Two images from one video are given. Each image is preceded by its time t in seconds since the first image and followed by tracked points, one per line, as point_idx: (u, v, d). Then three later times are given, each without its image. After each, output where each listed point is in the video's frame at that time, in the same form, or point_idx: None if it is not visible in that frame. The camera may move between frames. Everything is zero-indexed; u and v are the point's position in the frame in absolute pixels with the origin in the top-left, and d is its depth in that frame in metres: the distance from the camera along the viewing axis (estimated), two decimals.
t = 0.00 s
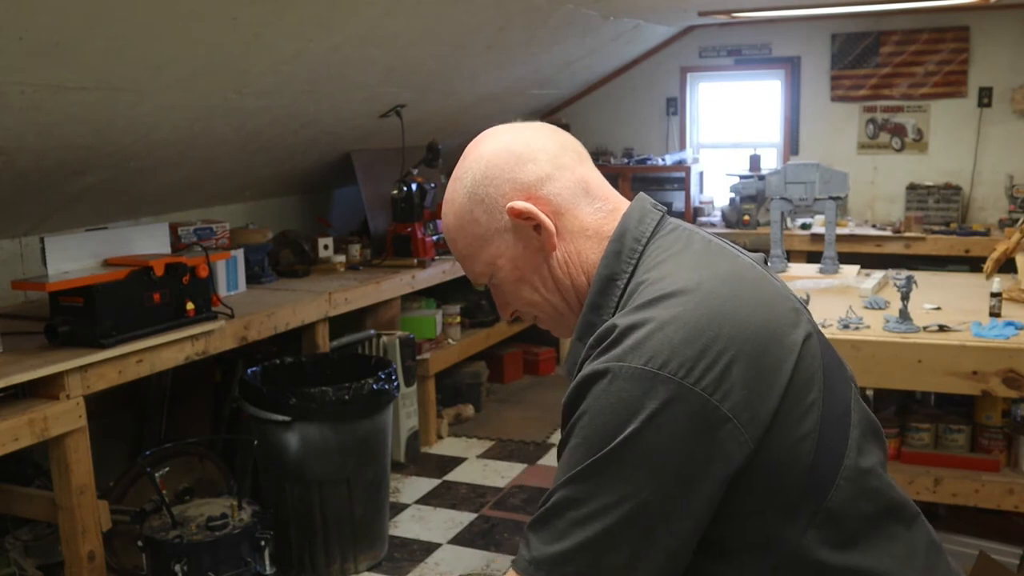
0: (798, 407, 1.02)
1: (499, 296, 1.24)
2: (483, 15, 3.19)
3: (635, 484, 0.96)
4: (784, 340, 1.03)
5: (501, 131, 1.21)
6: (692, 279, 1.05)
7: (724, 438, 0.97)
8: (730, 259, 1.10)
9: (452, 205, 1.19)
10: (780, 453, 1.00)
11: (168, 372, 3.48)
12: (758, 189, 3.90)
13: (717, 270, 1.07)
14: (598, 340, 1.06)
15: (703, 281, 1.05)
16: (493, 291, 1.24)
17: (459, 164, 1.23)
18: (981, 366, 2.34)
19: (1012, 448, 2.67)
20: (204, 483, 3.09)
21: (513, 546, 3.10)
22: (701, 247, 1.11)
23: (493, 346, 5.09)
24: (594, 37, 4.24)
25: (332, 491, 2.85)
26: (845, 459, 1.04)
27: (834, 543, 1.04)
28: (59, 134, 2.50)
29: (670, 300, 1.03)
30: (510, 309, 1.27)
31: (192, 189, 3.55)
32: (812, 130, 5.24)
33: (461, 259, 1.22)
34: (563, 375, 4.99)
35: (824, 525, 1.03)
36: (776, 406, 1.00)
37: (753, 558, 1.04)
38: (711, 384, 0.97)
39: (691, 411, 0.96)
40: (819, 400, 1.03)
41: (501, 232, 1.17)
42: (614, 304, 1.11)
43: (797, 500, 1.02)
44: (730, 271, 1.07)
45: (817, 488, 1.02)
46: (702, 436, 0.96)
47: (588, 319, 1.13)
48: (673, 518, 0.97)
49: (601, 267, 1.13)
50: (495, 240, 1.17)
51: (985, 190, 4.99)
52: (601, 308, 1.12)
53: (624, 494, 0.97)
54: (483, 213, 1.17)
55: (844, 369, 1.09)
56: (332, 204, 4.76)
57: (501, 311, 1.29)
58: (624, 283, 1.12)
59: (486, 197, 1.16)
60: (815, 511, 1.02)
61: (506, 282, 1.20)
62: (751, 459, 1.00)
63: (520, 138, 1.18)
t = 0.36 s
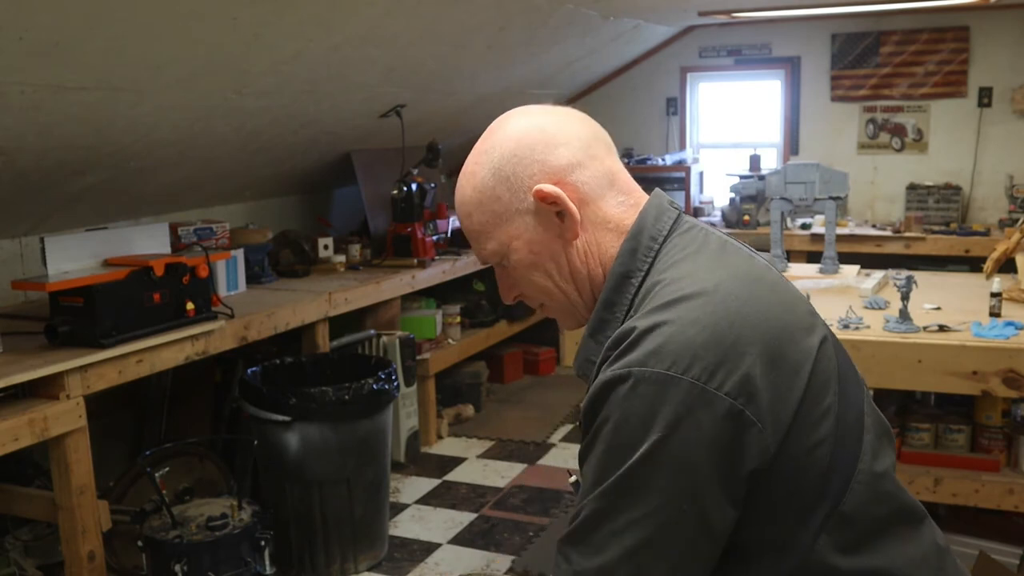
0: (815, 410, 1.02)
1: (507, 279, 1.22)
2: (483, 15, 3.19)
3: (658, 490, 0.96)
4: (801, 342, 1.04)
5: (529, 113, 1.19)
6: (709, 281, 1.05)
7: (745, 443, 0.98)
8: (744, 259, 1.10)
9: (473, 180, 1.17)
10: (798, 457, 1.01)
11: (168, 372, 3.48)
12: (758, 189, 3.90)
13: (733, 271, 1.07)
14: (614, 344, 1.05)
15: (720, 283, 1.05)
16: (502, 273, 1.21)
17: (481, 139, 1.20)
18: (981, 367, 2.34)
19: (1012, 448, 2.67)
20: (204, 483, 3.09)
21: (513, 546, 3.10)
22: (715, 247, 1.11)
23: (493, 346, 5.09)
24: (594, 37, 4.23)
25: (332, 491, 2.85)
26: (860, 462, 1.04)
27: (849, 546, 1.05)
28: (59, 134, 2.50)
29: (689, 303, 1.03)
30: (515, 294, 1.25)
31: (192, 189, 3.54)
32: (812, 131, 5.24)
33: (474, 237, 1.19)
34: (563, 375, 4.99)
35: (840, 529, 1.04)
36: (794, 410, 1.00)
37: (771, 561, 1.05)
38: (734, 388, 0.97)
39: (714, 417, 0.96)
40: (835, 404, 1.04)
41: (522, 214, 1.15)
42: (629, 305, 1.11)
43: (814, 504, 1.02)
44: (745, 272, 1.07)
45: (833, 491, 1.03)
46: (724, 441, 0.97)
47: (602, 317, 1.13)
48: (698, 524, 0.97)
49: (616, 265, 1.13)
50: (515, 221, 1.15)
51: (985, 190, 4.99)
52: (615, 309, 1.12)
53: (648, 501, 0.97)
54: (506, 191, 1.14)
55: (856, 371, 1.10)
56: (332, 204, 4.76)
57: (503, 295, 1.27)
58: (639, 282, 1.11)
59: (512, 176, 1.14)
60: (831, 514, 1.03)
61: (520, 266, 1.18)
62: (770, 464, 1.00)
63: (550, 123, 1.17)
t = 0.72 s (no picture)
0: (841, 390, 1.04)
1: (537, 249, 1.21)
2: (483, 15, 3.19)
3: (700, 458, 0.95)
4: (827, 319, 1.06)
5: (561, 81, 1.18)
6: (739, 256, 1.07)
7: (777, 413, 0.99)
8: (767, 242, 1.13)
9: (508, 148, 1.15)
10: (824, 435, 1.02)
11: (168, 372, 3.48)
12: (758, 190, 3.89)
13: (760, 250, 1.09)
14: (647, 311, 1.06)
15: (750, 258, 1.06)
16: (534, 244, 1.20)
17: (514, 107, 1.18)
18: (981, 367, 2.34)
19: (1012, 448, 2.67)
20: (204, 483, 3.09)
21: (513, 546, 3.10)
22: (741, 229, 1.14)
23: (493, 346, 5.09)
24: (594, 36, 4.23)
25: (332, 491, 2.85)
26: (877, 452, 1.07)
27: (863, 535, 1.07)
28: (60, 134, 2.50)
29: (723, 273, 1.04)
30: (544, 266, 1.24)
31: (191, 189, 3.55)
32: (812, 131, 5.24)
33: (506, 207, 1.18)
34: (563, 375, 4.99)
35: (855, 519, 1.06)
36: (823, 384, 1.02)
37: (783, 543, 1.06)
38: (770, 356, 0.98)
39: (753, 383, 0.97)
40: (859, 388, 1.06)
41: (558, 184, 1.14)
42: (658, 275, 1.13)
43: (831, 485, 1.04)
44: (772, 252, 1.09)
45: (851, 477, 1.05)
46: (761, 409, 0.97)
47: (629, 286, 1.14)
48: (732, 496, 0.96)
49: (648, 236, 1.15)
50: (551, 191, 1.14)
51: (985, 190, 4.99)
52: (643, 279, 1.14)
53: (688, 467, 0.95)
54: (542, 161, 1.13)
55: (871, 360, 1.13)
56: (332, 204, 4.76)
57: (530, 267, 1.26)
58: (670, 252, 1.14)
59: (549, 145, 1.13)
60: (843, 506, 1.05)
61: (553, 237, 1.17)
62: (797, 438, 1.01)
63: (585, 91, 1.16)
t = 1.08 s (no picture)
0: (874, 371, 1.06)
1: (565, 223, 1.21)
2: (484, 14, 3.18)
3: (779, 449, 0.95)
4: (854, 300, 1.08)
5: (604, 59, 1.19)
6: (769, 239, 1.08)
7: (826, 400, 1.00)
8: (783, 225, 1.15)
9: (546, 118, 1.16)
10: (864, 418, 1.04)
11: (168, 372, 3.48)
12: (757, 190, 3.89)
13: (783, 233, 1.11)
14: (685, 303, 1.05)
15: (780, 241, 1.08)
16: (562, 218, 1.21)
17: (554, 81, 1.19)
18: (981, 367, 2.34)
19: (1012, 448, 2.67)
20: (204, 483, 3.09)
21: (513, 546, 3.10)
22: (763, 214, 1.15)
23: (493, 346, 5.09)
24: (595, 36, 4.23)
25: (332, 491, 2.85)
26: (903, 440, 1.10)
27: (891, 533, 1.08)
28: (60, 134, 2.50)
29: (762, 258, 1.04)
30: (569, 242, 1.24)
31: (191, 189, 3.54)
32: (812, 131, 5.24)
33: (537, 179, 1.18)
34: (563, 375, 4.99)
35: (885, 511, 1.07)
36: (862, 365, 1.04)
37: (824, 528, 1.08)
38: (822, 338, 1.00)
39: (813, 367, 0.98)
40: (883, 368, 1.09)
41: (592, 158, 1.14)
42: (684, 264, 1.13)
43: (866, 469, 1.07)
44: (799, 240, 1.11)
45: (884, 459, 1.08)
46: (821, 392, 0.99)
47: (658, 271, 1.14)
48: (803, 483, 0.97)
49: (675, 222, 1.14)
50: (584, 165, 1.15)
51: (985, 190, 4.99)
52: (672, 267, 1.13)
53: (769, 460, 0.95)
54: (578, 134, 1.14)
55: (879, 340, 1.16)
56: (332, 204, 4.76)
57: (554, 242, 1.26)
58: (698, 239, 1.13)
59: (587, 119, 1.13)
60: (868, 497, 1.07)
61: (582, 211, 1.17)
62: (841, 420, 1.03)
63: (627, 69, 1.16)
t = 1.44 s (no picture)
0: (859, 396, 1.06)
1: (555, 245, 1.19)
2: (484, 15, 3.18)
3: (735, 480, 0.98)
4: (846, 325, 1.07)
5: (591, 78, 1.19)
6: (755, 267, 1.08)
7: (803, 425, 1.01)
8: (780, 247, 1.14)
9: (537, 137, 1.14)
10: (844, 443, 1.04)
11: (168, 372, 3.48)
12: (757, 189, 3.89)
13: (775, 257, 1.10)
14: (664, 330, 1.07)
15: (766, 267, 1.08)
16: (550, 239, 1.19)
17: (542, 99, 1.17)
18: (981, 366, 2.35)
19: (1012, 448, 2.67)
20: (204, 483, 3.09)
21: (513, 546, 3.10)
22: (752, 232, 1.15)
23: (493, 346, 5.09)
24: (595, 37, 4.23)
25: (332, 492, 2.85)
26: (900, 451, 1.08)
27: (892, 542, 1.07)
28: (60, 134, 2.50)
29: (741, 288, 1.05)
30: (556, 262, 1.22)
31: (192, 189, 3.54)
32: (812, 131, 5.24)
33: (526, 198, 1.16)
34: (563, 375, 4.99)
35: (887, 519, 1.07)
36: (843, 393, 1.04)
37: (821, 541, 1.08)
38: (796, 370, 1.00)
39: (781, 399, 0.99)
40: (876, 390, 1.07)
41: (587, 178, 1.13)
42: (671, 287, 1.14)
43: (856, 489, 1.06)
44: (788, 259, 1.11)
45: (875, 478, 1.06)
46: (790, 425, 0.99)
47: (647, 295, 1.15)
48: (766, 513, 0.99)
49: (663, 245, 1.15)
50: (579, 184, 1.13)
51: (985, 190, 4.99)
52: (659, 290, 1.14)
53: (722, 490, 0.98)
54: (573, 153, 1.13)
55: (887, 359, 1.14)
56: (332, 204, 4.76)
57: (539, 264, 1.24)
58: (685, 262, 1.14)
59: (583, 138, 1.12)
60: (873, 504, 1.07)
61: (576, 231, 1.15)
62: (821, 447, 1.03)
63: (618, 87, 1.16)
